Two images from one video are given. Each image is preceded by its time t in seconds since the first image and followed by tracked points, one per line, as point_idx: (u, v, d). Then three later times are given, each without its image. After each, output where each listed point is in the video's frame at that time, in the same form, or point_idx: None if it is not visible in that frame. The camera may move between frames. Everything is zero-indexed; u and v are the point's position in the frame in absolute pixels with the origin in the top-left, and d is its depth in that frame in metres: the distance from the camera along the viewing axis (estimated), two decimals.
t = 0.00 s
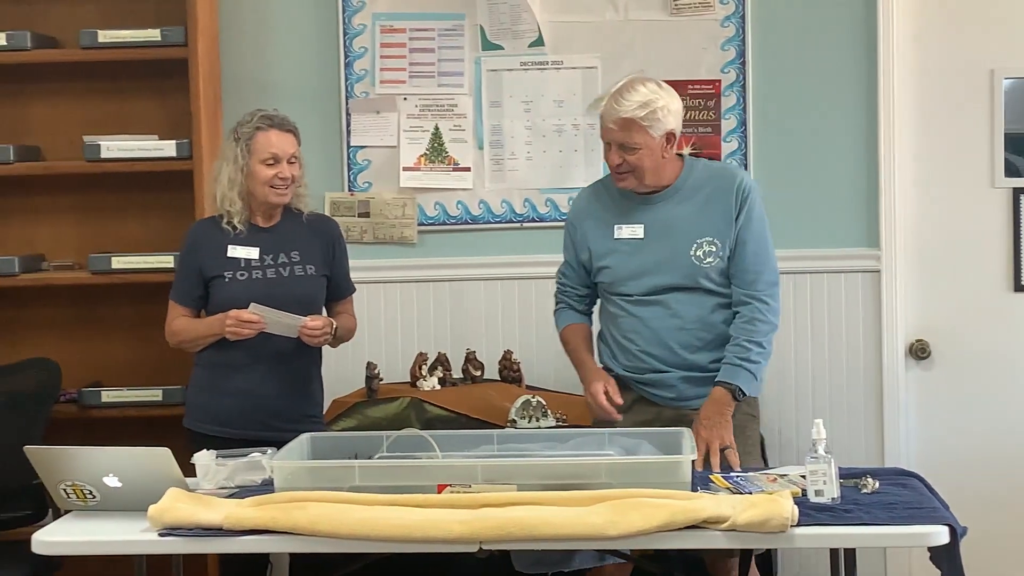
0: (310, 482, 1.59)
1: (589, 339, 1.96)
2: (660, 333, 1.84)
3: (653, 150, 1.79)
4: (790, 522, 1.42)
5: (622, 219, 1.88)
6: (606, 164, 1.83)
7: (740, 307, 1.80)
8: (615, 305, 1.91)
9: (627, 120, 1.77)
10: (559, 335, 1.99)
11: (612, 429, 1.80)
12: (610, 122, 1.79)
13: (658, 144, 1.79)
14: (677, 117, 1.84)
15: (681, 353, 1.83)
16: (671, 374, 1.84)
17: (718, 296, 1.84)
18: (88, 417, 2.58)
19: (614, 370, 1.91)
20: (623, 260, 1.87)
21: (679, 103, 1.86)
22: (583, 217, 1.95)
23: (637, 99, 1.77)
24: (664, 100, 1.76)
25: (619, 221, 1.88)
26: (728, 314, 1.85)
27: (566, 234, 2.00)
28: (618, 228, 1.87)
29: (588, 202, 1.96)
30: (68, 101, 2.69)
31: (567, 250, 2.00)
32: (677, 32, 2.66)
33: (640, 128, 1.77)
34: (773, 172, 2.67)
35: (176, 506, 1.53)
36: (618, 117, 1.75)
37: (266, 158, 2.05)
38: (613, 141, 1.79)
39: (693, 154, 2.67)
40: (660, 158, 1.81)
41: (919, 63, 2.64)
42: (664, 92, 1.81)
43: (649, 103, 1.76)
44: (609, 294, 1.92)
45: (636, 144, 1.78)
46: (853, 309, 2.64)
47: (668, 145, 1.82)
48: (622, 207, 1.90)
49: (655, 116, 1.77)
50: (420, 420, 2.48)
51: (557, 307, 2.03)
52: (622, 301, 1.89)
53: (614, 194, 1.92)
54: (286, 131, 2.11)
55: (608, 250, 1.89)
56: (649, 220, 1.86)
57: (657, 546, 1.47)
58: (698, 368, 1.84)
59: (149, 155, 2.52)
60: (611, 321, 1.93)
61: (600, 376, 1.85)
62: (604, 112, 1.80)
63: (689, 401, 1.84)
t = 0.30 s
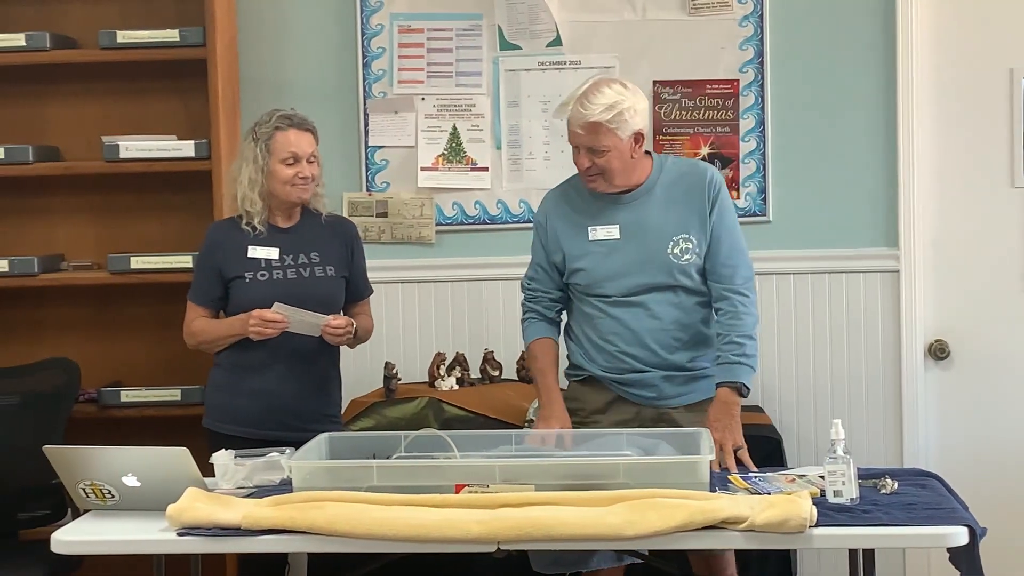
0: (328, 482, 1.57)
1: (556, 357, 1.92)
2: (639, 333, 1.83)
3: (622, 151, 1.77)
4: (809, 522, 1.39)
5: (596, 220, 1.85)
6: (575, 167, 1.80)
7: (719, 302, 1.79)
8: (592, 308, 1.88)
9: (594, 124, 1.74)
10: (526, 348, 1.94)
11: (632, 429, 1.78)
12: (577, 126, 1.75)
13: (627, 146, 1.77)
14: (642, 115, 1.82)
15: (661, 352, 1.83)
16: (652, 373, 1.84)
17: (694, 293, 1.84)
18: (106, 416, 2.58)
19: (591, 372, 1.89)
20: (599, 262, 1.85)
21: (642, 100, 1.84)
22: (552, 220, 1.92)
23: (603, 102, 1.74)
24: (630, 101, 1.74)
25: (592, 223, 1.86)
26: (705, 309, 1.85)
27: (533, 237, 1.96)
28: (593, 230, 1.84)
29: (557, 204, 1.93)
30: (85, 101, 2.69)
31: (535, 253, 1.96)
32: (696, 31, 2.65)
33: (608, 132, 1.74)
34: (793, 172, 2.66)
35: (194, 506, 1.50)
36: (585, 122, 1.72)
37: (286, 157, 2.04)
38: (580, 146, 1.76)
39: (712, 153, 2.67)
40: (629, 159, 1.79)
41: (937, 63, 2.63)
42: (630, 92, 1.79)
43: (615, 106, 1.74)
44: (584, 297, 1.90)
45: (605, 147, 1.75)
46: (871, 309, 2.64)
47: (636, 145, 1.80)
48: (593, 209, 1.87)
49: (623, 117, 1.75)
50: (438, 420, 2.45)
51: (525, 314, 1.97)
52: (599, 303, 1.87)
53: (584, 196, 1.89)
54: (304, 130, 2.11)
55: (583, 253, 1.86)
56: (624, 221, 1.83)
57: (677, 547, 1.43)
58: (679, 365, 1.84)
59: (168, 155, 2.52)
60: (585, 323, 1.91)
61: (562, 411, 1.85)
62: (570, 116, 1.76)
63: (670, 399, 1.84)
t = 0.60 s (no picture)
0: (337, 481, 1.57)
1: (567, 357, 1.91)
2: (645, 332, 1.83)
3: (626, 150, 1.77)
4: (819, 522, 1.39)
5: (601, 219, 1.86)
6: (580, 167, 1.81)
7: (724, 300, 1.79)
8: (597, 308, 1.88)
9: (597, 124, 1.74)
10: (535, 348, 1.93)
11: (641, 429, 1.77)
12: (581, 126, 1.75)
13: (631, 145, 1.78)
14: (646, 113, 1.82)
15: (667, 352, 1.83)
16: (657, 372, 1.83)
17: (699, 292, 1.83)
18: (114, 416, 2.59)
19: (597, 372, 1.89)
20: (605, 261, 1.84)
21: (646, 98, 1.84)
22: (559, 219, 1.92)
23: (606, 102, 1.74)
24: (633, 101, 1.74)
25: (599, 222, 1.86)
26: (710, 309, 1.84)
27: (539, 236, 1.96)
28: (599, 229, 1.85)
29: (563, 203, 1.93)
30: (94, 101, 2.69)
31: (541, 252, 1.96)
32: (704, 31, 2.65)
33: (612, 131, 1.75)
34: (801, 172, 2.66)
35: (203, 505, 1.50)
36: (589, 122, 1.73)
37: (291, 154, 2.04)
38: (585, 145, 1.77)
39: (721, 153, 2.66)
40: (634, 158, 1.79)
41: (946, 63, 2.63)
42: (633, 90, 1.79)
43: (618, 105, 1.74)
44: (590, 296, 1.90)
45: (609, 147, 1.76)
46: (880, 309, 2.64)
47: (640, 144, 1.80)
48: (600, 207, 1.87)
49: (626, 117, 1.75)
50: (447, 420, 2.41)
51: (533, 314, 1.96)
52: (604, 303, 1.87)
53: (590, 194, 1.89)
54: (309, 127, 2.10)
55: (588, 251, 1.86)
56: (630, 219, 1.83)
57: (686, 547, 1.43)
58: (685, 365, 1.83)
59: (176, 155, 2.52)
60: (591, 323, 1.90)
61: (570, 413, 1.85)
62: (573, 117, 1.77)
63: (677, 398, 1.84)
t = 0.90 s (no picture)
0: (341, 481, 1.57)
1: (581, 358, 1.90)
2: (663, 332, 1.83)
3: (662, 144, 1.78)
4: (822, 522, 1.39)
5: (623, 217, 1.86)
6: (616, 167, 1.79)
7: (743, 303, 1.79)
8: (617, 307, 1.88)
9: (636, 120, 1.74)
10: (549, 346, 1.93)
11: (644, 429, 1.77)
12: (619, 124, 1.74)
13: (665, 138, 1.79)
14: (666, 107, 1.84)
15: (685, 352, 1.83)
16: (675, 373, 1.83)
17: (718, 294, 1.83)
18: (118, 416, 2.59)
19: (614, 370, 1.89)
20: (626, 260, 1.85)
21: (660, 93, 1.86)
22: (580, 216, 1.92)
23: (640, 97, 1.74)
24: (666, 94, 1.75)
25: (620, 221, 1.86)
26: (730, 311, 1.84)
27: (561, 233, 1.96)
28: (620, 228, 1.85)
29: (585, 200, 1.93)
30: (97, 101, 2.70)
31: (562, 248, 1.96)
32: (708, 31, 2.65)
33: (648, 126, 1.75)
34: (805, 171, 2.66)
35: (207, 504, 1.50)
36: (631, 118, 1.72)
37: (292, 153, 2.04)
38: (623, 143, 1.75)
39: (724, 153, 2.66)
40: (668, 152, 1.80)
41: (950, 63, 2.63)
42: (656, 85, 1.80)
43: (652, 99, 1.74)
44: (610, 295, 1.90)
45: (648, 142, 1.75)
46: (884, 309, 2.64)
47: (670, 138, 1.81)
48: (622, 206, 1.88)
49: (660, 110, 1.76)
50: (451, 420, 2.42)
51: (550, 310, 1.96)
52: (624, 302, 1.87)
53: (612, 192, 1.90)
54: (313, 125, 2.10)
55: (609, 249, 1.87)
56: (651, 219, 1.84)
57: (690, 546, 1.43)
58: (703, 366, 1.83)
59: (180, 155, 2.52)
60: (610, 321, 1.91)
61: (578, 413, 1.84)
62: (607, 116, 1.75)
63: (694, 399, 1.83)
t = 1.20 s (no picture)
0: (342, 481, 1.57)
1: (583, 358, 1.89)
2: (671, 332, 1.83)
3: (672, 145, 1.78)
4: (824, 523, 1.39)
5: (631, 217, 1.86)
6: (626, 168, 1.78)
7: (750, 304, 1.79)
8: (625, 307, 1.88)
9: (648, 121, 1.73)
10: (552, 345, 1.92)
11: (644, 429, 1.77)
12: (631, 124, 1.73)
13: (675, 140, 1.79)
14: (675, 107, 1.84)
15: (692, 352, 1.83)
16: (683, 372, 1.83)
17: (726, 294, 1.83)
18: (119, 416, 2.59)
19: (621, 369, 1.89)
20: (634, 260, 1.85)
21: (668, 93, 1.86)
22: (587, 215, 1.92)
23: (652, 98, 1.74)
24: (678, 95, 1.75)
25: (628, 222, 1.86)
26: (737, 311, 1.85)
27: (567, 232, 1.96)
28: (629, 228, 1.85)
29: (592, 199, 1.93)
30: (99, 101, 2.70)
31: (567, 247, 1.95)
32: (710, 31, 2.65)
33: (659, 126, 1.75)
34: (806, 172, 2.66)
35: (208, 504, 1.50)
36: (644, 118, 1.71)
37: (293, 153, 2.04)
38: (634, 144, 1.75)
39: (725, 153, 2.66)
40: (678, 153, 1.80)
41: (951, 64, 2.63)
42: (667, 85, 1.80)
43: (664, 100, 1.74)
44: (617, 295, 1.90)
45: (659, 143, 1.75)
46: (885, 309, 2.64)
47: (680, 138, 1.81)
48: (629, 206, 1.88)
49: (671, 112, 1.75)
50: (452, 420, 2.41)
51: (555, 309, 1.95)
52: (632, 302, 1.87)
53: (619, 191, 1.89)
54: (315, 125, 2.10)
55: (617, 249, 1.87)
56: (659, 220, 1.84)
57: (691, 547, 1.43)
58: (710, 365, 1.83)
59: (182, 155, 2.52)
60: (617, 321, 1.91)
61: (580, 414, 1.84)
62: (618, 116, 1.75)
63: (702, 398, 1.83)
